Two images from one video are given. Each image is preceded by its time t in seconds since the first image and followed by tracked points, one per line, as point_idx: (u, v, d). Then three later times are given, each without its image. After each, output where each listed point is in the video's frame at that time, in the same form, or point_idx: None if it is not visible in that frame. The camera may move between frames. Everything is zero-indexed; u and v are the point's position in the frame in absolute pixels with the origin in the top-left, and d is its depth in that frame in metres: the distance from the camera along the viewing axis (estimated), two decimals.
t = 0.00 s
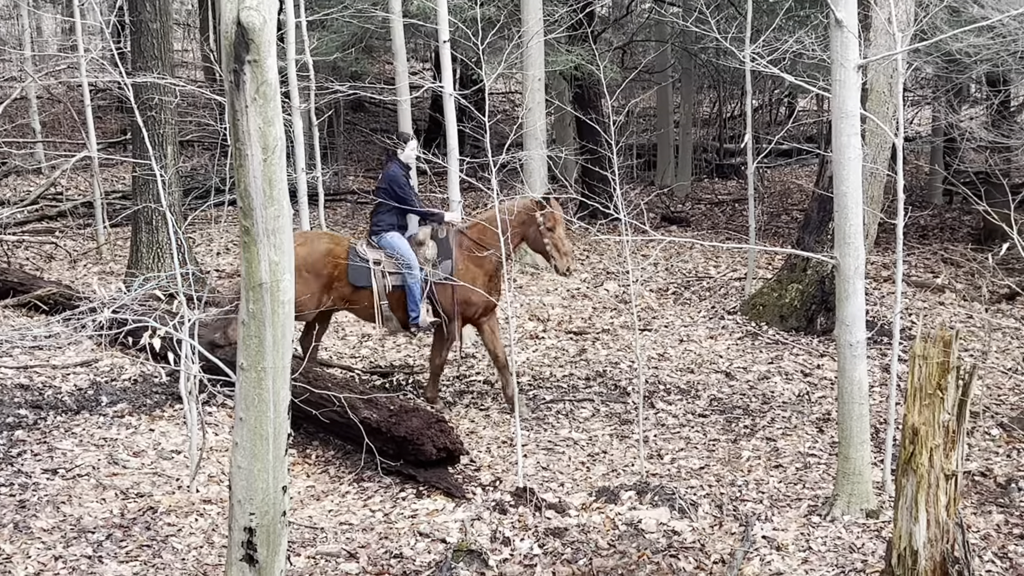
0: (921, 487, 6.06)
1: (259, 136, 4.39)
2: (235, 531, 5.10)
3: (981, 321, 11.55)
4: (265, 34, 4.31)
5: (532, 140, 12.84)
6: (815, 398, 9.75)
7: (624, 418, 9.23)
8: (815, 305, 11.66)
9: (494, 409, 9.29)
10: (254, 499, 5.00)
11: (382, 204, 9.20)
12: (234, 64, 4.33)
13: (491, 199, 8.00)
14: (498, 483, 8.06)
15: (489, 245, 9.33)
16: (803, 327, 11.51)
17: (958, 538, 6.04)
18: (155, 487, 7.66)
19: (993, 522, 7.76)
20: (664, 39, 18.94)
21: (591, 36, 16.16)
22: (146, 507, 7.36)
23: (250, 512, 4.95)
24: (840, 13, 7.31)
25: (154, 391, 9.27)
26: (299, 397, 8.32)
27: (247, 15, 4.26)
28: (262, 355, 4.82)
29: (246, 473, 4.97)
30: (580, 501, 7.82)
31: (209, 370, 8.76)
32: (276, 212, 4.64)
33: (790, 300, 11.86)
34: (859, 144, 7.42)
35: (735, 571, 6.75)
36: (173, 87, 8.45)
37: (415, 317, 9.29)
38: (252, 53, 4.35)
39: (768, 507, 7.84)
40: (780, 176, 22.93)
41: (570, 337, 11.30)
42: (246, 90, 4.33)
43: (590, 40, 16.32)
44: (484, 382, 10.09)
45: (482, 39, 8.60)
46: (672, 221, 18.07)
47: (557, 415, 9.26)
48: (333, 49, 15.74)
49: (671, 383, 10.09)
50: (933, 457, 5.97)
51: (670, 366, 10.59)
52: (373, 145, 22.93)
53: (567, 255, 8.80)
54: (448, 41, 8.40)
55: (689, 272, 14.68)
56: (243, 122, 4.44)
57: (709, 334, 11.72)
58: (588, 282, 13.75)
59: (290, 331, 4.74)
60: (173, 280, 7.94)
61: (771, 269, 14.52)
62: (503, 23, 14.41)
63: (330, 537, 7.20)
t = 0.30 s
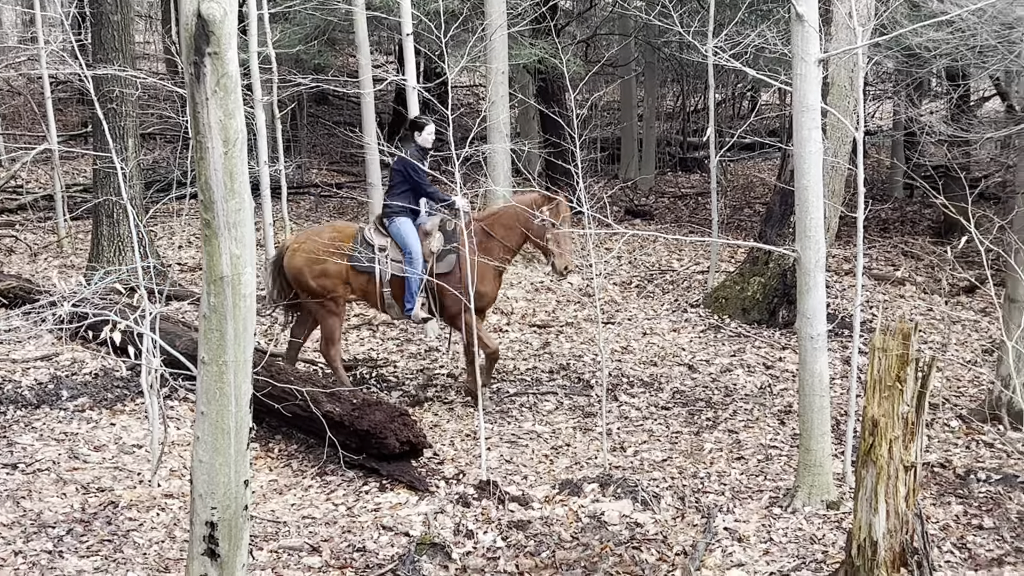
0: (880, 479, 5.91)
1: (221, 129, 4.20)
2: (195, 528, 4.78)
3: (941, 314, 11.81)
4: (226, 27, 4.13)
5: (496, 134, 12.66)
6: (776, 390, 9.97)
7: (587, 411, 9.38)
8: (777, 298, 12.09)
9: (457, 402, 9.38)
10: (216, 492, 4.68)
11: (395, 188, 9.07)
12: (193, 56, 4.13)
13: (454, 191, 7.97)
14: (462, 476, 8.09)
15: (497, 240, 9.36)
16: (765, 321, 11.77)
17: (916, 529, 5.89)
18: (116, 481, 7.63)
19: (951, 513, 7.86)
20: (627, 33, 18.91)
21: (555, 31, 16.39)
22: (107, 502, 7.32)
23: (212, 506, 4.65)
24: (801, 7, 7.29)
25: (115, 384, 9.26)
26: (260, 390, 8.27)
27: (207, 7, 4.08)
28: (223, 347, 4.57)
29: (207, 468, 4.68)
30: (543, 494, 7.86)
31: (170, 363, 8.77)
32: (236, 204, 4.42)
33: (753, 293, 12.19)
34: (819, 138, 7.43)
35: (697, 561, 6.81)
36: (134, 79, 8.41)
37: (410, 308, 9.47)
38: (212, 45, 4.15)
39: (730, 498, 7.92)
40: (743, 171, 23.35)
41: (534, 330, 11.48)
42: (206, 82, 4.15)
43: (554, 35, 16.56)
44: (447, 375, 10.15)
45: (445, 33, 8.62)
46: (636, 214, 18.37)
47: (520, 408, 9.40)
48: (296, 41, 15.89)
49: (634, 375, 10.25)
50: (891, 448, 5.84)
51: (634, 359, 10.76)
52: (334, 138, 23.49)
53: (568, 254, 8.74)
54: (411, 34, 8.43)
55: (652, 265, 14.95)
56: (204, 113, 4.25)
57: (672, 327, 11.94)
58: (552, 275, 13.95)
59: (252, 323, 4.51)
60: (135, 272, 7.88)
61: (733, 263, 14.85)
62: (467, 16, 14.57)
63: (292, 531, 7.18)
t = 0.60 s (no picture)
0: (833, 468, 5.94)
1: (173, 117, 4.09)
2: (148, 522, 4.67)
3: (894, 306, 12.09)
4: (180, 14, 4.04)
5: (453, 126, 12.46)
6: (731, 381, 10.15)
7: (543, 402, 9.49)
8: (731, 289, 12.19)
9: (414, 394, 9.44)
10: (169, 486, 4.60)
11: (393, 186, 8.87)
12: (146, 43, 4.01)
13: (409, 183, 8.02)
14: (418, 468, 8.09)
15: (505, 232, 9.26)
16: (720, 312, 12.01)
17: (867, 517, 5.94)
18: (68, 475, 7.58)
19: (903, 502, 7.94)
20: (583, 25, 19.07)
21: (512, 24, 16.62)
22: (59, 496, 7.26)
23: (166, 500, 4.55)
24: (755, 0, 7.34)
25: (67, 377, 9.23)
26: (215, 382, 8.23)
27: None
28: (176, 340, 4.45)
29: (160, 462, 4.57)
30: (499, 486, 7.88)
31: (122, 356, 8.75)
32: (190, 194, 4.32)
33: (708, 285, 12.41)
34: (773, 131, 7.48)
35: (651, 552, 6.86)
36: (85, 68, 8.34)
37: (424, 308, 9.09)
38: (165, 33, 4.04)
39: (685, 489, 7.98)
40: (699, 163, 23.74)
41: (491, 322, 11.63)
42: (157, 73, 4.03)
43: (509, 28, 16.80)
44: (404, 368, 10.20)
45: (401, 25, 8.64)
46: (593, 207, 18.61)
47: (476, 401, 9.50)
48: (252, 33, 16.01)
49: (590, 367, 10.38)
50: (845, 439, 5.85)
51: (590, 351, 10.89)
52: (291, 129, 23.87)
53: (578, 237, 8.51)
54: (367, 26, 8.45)
55: (609, 258, 15.17)
56: (155, 105, 4.13)
57: (627, 319, 12.12)
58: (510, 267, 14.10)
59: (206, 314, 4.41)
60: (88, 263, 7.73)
61: (688, 255, 15.14)
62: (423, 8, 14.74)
63: (246, 524, 7.15)
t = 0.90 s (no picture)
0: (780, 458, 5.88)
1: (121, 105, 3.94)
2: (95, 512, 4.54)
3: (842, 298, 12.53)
4: None
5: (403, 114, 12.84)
6: (680, 371, 10.38)
7: (495, 393, 9.62)
8: (682, 280, 12.58)
9: (366, 385, 9.51)
10: (117, 476, 4.47)
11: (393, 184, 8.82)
12: (91, 30, 3.85)
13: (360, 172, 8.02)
14: (369, 459, 8.10)
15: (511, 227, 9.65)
16: (671, 303, 12.33)
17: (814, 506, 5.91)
18: (14, 466, 7.52)
19: (850, 491, 8.02)
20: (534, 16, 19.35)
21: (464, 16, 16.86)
22: (4, 488, 7.18)
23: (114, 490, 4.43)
24: None
25: (13, 369, 9.17)
26: (162, 372, 8.16)
27: None
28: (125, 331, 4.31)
29: (109, 453, 4.44)
30: (450, 476, 7.91)
31: (70, 346, 8.70)
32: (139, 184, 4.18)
33: (659, 276, 12.70)
34: (721, 123, 7.47)
35: (601, 540, 6.90)
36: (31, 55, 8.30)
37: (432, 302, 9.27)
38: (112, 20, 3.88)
39: (635, 478, 8.04)
40: (650, 154, 24.11)
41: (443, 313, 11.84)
42: (102, 60, 3.87)
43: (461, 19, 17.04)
44: (355, 359, 10.29)
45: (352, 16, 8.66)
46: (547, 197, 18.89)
47: (428, 391, 9.60)
48: (200, 21, 16.14)
49: (541, 357, 10.55)
50: (791, 428, 5.77)
51: (541, 342, 11.07)
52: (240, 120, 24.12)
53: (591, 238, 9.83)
54: (318, 16, 8.47)
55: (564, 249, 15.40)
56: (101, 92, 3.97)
57: (578, 310, 12.33)
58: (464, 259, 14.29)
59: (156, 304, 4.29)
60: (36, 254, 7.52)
61: (639, 247, 15.41)
62: None
63: (196, 515, 7.12)
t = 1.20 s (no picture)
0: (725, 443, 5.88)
1: (63, 93, 3.95)
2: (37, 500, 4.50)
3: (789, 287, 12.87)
4: None
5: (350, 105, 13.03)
6: (628, 358, 10.58)
7: (442, 380, 9.73)
8: (630, 268, 12.86)
9: (313, 373, 9.56)
10: (60, 463, 4.42)
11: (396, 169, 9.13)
12: (32, 14, 3.82)
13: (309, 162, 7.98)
14: (316, 447, 8.11)
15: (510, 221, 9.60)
16: (619, 292, 12.64)
17: (758, 491, 5.90)
18: None
19: (794, 476, 8.10)
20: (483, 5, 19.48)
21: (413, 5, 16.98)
22: None
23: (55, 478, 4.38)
24: None
25: None
26: (107, 359, 8.13)
27: None
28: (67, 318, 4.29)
29: (51, 441, 4.39)
30: (398, 464, 7.93)
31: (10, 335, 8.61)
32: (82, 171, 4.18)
33: (606, 265, 12.98)
34: (667, 111, 7.44)
35: (548, 526, 6.94)
36: None
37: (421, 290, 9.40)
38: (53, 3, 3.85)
39: (582, 465, 8.10)
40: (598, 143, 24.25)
41: (390, 302, 11.99)
42: (44, 46, 3.87)
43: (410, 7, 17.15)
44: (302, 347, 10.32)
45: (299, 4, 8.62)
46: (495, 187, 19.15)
47: (377, 379, 9.67)
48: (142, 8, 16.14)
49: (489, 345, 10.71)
50: (736, 412, 5.75)
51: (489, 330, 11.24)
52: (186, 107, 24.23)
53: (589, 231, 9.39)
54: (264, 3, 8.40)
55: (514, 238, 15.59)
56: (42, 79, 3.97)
57: (526, 298, 12.53)
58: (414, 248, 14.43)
59: (98, 290, 4.28)
60: None
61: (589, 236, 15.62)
62: None
63: (141, 504, 7.08)
